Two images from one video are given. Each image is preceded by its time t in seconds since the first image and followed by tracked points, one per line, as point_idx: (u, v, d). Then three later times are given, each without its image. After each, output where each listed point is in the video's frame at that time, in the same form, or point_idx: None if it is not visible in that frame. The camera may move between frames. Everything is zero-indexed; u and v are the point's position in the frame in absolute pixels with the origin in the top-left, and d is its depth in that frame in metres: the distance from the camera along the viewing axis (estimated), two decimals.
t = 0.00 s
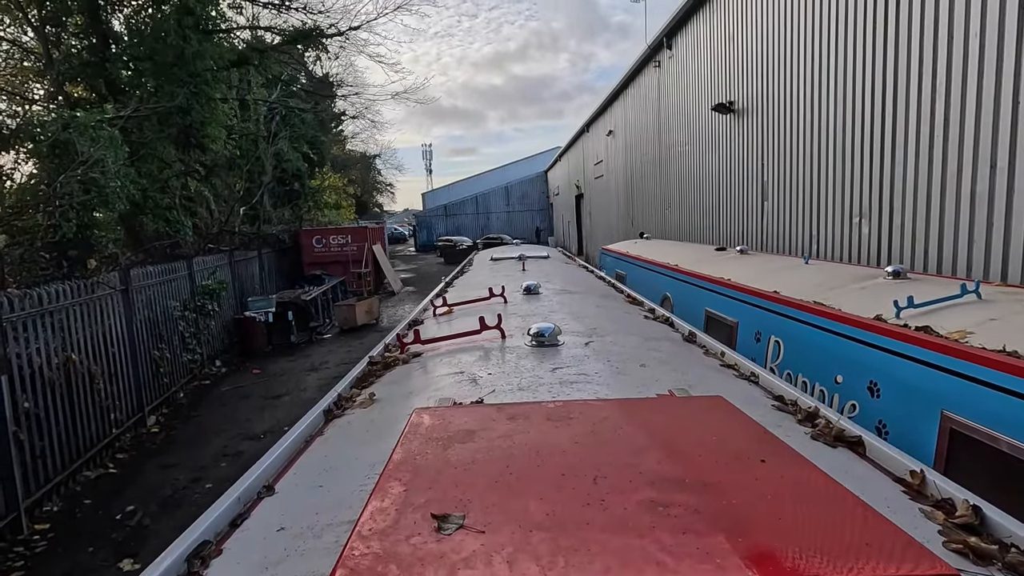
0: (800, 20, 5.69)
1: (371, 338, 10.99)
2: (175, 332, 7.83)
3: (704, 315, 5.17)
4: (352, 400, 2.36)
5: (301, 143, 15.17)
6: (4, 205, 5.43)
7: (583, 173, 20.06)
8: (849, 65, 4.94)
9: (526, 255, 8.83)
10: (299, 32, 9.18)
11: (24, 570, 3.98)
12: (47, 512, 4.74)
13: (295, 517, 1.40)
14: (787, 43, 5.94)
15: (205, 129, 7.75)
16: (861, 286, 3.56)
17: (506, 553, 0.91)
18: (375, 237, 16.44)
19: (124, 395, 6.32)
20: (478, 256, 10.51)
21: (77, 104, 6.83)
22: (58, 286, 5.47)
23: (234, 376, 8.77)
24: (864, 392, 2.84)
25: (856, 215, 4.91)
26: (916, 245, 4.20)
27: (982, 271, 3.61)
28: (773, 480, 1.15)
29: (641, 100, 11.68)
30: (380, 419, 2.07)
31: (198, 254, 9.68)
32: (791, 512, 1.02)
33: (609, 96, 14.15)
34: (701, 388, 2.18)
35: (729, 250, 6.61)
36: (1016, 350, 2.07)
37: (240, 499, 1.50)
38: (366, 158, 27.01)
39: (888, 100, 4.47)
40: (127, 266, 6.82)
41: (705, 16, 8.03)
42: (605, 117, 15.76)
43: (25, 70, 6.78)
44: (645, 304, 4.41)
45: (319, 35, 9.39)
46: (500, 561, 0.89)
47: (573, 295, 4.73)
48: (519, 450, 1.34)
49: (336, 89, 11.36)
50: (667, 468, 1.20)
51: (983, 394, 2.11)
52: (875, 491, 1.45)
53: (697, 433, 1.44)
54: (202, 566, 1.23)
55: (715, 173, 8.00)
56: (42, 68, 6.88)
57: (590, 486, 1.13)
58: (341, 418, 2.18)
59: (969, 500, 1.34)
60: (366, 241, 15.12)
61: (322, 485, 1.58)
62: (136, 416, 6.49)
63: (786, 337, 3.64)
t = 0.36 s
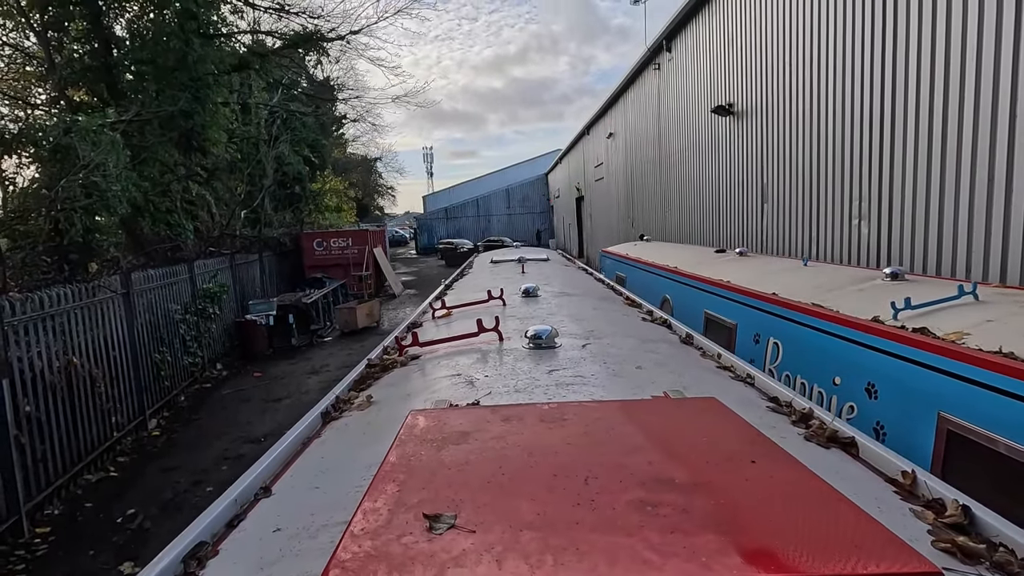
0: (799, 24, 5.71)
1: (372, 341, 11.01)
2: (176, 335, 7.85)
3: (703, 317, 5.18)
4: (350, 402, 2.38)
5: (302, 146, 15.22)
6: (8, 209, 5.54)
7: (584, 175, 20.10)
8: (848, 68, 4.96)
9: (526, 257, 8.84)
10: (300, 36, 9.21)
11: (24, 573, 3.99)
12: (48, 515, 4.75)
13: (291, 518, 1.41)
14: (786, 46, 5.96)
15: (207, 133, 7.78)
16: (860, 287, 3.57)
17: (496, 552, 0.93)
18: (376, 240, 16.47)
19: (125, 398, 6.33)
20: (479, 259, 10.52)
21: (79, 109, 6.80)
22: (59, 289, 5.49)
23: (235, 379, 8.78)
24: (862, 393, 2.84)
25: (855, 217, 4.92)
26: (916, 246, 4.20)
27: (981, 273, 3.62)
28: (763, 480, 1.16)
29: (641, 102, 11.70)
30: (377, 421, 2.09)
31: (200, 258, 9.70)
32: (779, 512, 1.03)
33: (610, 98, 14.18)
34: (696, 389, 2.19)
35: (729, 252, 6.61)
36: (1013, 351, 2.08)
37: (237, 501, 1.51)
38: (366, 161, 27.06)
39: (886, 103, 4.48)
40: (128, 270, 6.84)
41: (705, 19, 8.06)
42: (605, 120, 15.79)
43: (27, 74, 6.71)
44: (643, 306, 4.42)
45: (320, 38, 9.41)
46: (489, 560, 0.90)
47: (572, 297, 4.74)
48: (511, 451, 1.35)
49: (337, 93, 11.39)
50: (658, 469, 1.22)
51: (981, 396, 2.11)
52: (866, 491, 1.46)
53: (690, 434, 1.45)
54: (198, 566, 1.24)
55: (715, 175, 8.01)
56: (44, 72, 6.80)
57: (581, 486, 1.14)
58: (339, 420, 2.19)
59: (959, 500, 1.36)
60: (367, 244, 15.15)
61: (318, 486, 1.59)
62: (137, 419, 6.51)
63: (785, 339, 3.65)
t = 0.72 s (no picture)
0: (796, 26, 5.73)
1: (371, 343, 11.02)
2: (176, 337, 7.86)
3: (701, 319, 5.19)
4: (344, 403, 2.39)
5: (302, 148, 15.26)
6: (9, 212, 5.47)
7: (583, 177, 20.12)
8: (845, 72, 4.97)
9: (524, 259, 8.87)
10: (299, 38, 9.25)
11: None
12: (47, 518, 4.76)
13: (281, 518, 1.43)
14: (783, 50, 5.98)
15: (206, 136, 7.82)
16: (855, 289, 3.58)
17: (479, 551, 0.94)
18: (376, 242, 16.50)
19: (124, 401, 6.35)
20: (477, 260, 10.54)
21: (78, 112, 6.94)
22: (59, 292, 5.51)
23: (234, 382, 8.80)
24: (857, 394, 2.85)
25: (852, 218, 4.93)
26: (912, 248, 4.22)
27: (976, 274, 3.63)
28: (747, 479, 1.18)
29: (640, 104, 11.73)
30: (370, 422, 2.10)
31: (199, 260, 9.73)
32: (761, 511, 1.04)
33: (608, 100, 14.23)
34: (688, 390, 2.21)
35: (727, 254, 6.63)
36: (1005, 352, 2.08)
37: (228, 501, 1.52)
38: (366, 164, 27.11)
39: (883, 106, 4.49)
40: (127, 272, 6.87)
41: (702, 21, 8.10)
42: (604, 122, 15.83)
43: (27, 78, 6.79)
44: (639, 308, 4.44)
45: (320, 41, 9.45)
46: (472, 559, 0.91)
47: (568, 299, 4.76)
48: (500, 452, 1.36)
49: (336, 96, 11.44)
50: (643, 469, 1.23)
51: (975, 397, 2.11)
52: (853, 490, 1.47)
53: (678, 435, 1.46)
54: (188, 566, 1.25)
55: (713, 177, 8.03)
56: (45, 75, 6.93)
57: (566, 485, 1.15)
58: (333, 422, 2.21)
59: (943, 499, 1.37)
60: (366, 246, 15.12)
61: (309, 487, 1.60)
62: (136, 422, 6.52)
63: (781, 340, 3.66)
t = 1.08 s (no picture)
0: (792, 29, 5.75)
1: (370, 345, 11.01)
2: (174, 340, 7.86)
3: (697, 321, 5.19)
4: (334, 406, 2.39)
5: (301, 151, 15.27)
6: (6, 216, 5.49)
7: (582, 179, 20.12)
8: (841, 74, 4.98)
9: (522, 261, 8.86)
10: (298, 41, 9.25)
11: None
12: (44, 521, 4.76)
13: (263, 522, 1.43)
14: (780, 52, 5.99)
15: (205, 139, 7.81)
16: (849, 290, 3.58)
17: (451, 555, 0.94)
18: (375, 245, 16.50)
19: (122, 404, 6.34)
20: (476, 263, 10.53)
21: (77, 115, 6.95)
22: (56, 295, 5.51)
23: (232, 385, 8.80)
24: (850, 396, 2.82)
25: (849, 219, 4.92)
26: (908, 249, 4.21)
27: (972, 275, 3.62)
28: (724, 482, 1.18)
29: (638, 106, 11.72)
30: (358, 425, 2.10)
31: (198, 262, 9.73)
32: (735, 514, 1.05)
33: (607, 102, 14.24)
34: (676, 393, 2.21)
35: (724, 255, 6.62)
36: (995, 354, 2.07)
37: (212, 505, 1.53)
38: (366, 166, 27.13)
39: (878, 107, 4.50)
40: (126, 276, 6.86)
41: (699, 23, 8.11)
42: (603, 124, 15.83)
43: (27, 81, 6.68)
44: (634, 310, 4.44)
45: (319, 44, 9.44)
46: (444, 562, 0.92)
47: (563, 301, 4.76)
48: (480, 455, 1.37)
49: (335, 98, 11.44)
50: (622, 473, 1.23)
51: (962, 397, 2.10)
52: (835, 493, 1.47)
53: (662, 438, 1.46)
54: (168, 571, 1.25)
55: (711, 178, 8.03)
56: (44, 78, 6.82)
57: (543, 489, 1.16)
58: (321, 425, 2.21)
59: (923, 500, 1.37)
60: (366, 248, 15.05)
61: (293, 490, 1.60)
62: (134, 425, 6.51)
63: (777, 342, 3.65)
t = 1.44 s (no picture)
0: (790, 31, 5.74)
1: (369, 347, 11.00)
2: (173, 343, 7.86)
3: (694, 323, 5.18)
4: (324, 409, 2.39)
5: (301, 153, 15.29)
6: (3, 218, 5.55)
7: (582, 181, 20.12)
8: (838, 77, 4.98)
9: (520, 263, 8.86)
10: (297, 44, 9.26)
11: None
12: (41, 524, 4.76)
13: (246, 527, 1.42)
14: (777, 54, 5.98)
15: (204, 141, 7.82)
16: (845, 292, 3.56)
17: (426, 560, 0.95)
18: (374, 247, 16.50)
19: (120, 406, 6.34)
20: (475, 264, 10.51)
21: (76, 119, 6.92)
22: (53, 298, 5.50)
23: (231, 387, 8.79)
24: (845, 397, 2.79)
25: (847, 220, 4.91)
26: (906, 250, 4.19)
27: (969, 275, 3.61)
28: (704, 487, 1.17)
29: (637, 108, 11.72)
30: (347, 428, 2.10)
31: (197, 264, 9.74)
32: (715, 519, 1.04)
33: (606, 103, 14.25)
34: (666, 395, 2.21)
35: (722, 256, 6.61)
36: (989, 356, 2.06)
37: (197, 508, 1.52)
38: (367, 168, 27.16)
39: (876, 108, 4.50)
40: (125, 278, 6.85)
41: (698, 25, 8.12)
42: (602, 126, 15.84)
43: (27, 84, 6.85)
44: (630, 312, 4.43)
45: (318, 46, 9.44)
46: (418, 568, 0.92)
47: (558, 303, 4.76)
48: (463, 458, 1.37)
49: (334, 101, 11.44)
50: (604, 476, 1.23)
51: (954, 398, 2.09)
52: (821, 495, 1.46)
53: (648, 441, 1.46)
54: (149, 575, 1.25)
55: (710, 179, 8.02)
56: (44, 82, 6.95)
57: (522, 493, 1.16)
58: (311, 428, 2.21)
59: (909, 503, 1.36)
60: (364, 250, 15.09)
61: (279, 494, 1.60)
62: (132, 428, 6.51)
63: (772, 344, 3.63)
